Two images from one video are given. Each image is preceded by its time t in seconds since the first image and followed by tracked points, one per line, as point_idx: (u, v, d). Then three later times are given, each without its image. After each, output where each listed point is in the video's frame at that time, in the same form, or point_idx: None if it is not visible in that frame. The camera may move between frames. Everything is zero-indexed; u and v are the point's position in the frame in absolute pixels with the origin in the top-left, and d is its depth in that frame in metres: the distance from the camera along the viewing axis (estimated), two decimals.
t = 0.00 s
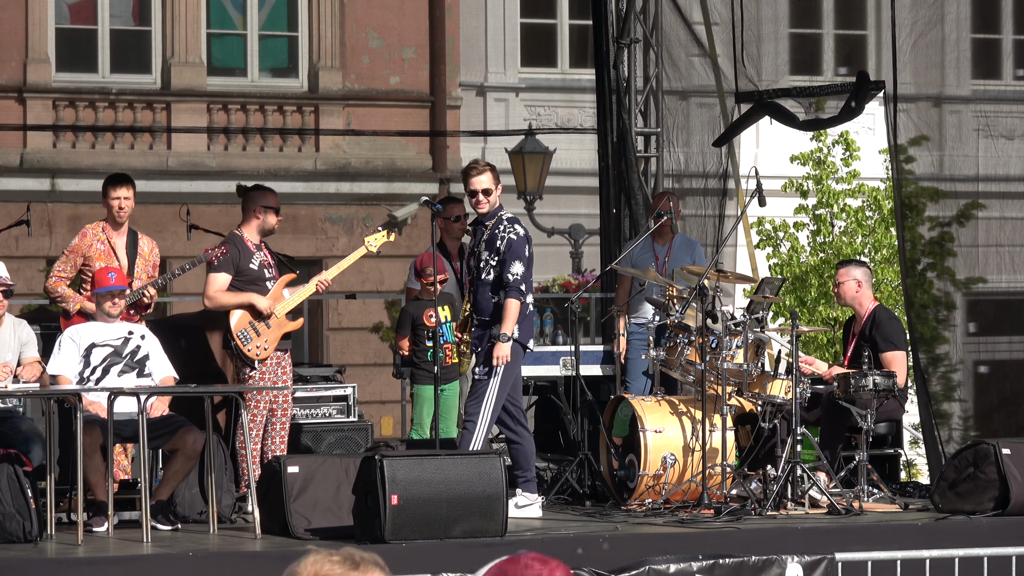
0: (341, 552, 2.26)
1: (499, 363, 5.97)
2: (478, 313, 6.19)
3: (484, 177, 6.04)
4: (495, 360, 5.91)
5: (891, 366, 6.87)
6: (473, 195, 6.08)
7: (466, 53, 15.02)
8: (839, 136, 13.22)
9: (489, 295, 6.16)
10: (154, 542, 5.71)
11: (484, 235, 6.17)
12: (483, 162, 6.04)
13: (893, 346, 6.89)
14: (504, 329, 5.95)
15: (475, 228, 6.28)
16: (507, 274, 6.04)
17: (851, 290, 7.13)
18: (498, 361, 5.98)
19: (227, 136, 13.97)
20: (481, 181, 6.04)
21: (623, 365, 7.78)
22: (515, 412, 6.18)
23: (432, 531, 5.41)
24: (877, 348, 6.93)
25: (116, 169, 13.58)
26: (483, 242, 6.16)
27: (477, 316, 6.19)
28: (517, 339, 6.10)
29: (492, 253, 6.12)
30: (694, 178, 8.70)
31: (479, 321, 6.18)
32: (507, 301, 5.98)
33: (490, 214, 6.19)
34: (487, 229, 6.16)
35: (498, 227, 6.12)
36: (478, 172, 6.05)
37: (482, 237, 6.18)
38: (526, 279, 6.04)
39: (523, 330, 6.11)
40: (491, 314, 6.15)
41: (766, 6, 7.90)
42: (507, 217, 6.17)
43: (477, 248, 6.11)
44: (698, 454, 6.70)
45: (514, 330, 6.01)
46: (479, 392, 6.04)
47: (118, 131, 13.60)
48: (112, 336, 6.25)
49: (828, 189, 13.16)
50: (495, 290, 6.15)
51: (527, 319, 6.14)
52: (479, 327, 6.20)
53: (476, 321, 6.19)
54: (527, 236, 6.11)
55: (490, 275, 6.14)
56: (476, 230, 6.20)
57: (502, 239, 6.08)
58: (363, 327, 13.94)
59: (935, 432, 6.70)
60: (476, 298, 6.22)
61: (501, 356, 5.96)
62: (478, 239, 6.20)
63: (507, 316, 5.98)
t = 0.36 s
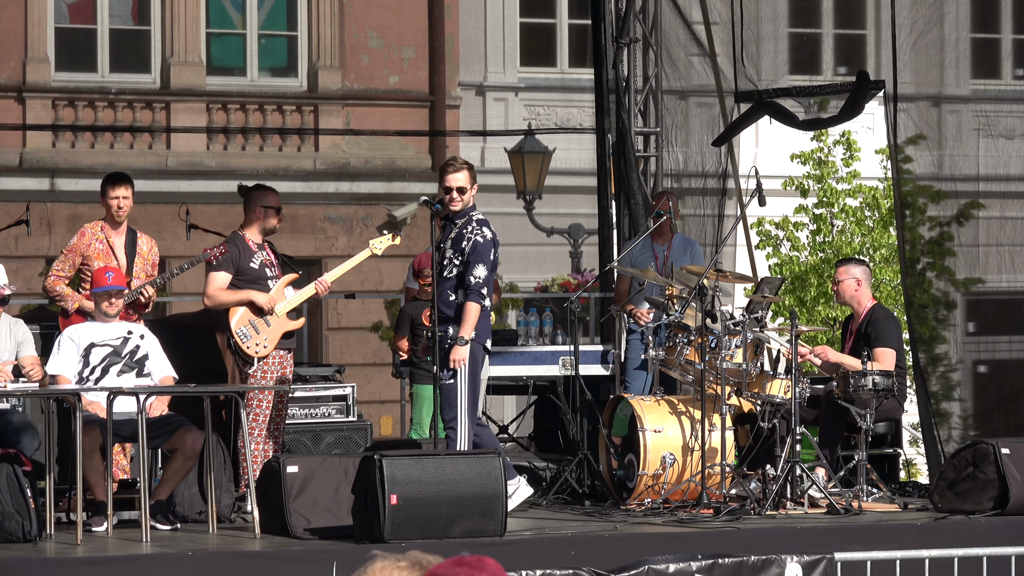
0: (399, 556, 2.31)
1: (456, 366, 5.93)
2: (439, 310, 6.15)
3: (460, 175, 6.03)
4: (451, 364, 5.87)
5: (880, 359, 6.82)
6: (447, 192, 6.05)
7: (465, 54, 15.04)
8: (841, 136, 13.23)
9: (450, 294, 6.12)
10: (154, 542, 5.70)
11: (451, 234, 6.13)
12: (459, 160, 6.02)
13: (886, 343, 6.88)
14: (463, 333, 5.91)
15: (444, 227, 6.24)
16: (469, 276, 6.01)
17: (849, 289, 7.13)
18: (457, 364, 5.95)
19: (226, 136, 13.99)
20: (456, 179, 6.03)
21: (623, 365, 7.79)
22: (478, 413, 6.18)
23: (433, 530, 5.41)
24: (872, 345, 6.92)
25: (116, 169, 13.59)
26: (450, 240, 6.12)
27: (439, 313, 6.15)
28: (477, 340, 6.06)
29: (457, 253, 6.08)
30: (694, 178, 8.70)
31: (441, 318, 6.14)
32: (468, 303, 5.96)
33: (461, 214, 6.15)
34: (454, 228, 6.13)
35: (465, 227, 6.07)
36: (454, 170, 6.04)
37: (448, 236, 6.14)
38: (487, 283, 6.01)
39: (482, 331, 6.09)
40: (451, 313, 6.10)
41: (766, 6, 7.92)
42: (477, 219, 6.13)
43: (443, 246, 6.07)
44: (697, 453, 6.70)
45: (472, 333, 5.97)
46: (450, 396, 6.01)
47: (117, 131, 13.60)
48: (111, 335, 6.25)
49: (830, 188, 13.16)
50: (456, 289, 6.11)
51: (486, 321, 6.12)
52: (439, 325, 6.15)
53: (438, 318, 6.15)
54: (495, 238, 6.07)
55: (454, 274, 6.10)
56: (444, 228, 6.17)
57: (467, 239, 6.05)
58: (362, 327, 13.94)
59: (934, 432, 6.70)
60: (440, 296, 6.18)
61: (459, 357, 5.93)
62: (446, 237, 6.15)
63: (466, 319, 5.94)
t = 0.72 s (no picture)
0: (416, 558, 2.35)
1: (412, 360, 5.98)
2: (412, 312, 6.18)
3: (428, 175, 6.12)
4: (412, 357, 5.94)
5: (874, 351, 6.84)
6: (415, 194, 6.13)
7: (465, 55, 14.78)
8: (844, 136, 13.26)
9: (425, 296, 6.18)
10: (153, 541, 5.71)
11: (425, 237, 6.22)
12: (429, 162, 6.13)
13: (886, 337, 6.90)
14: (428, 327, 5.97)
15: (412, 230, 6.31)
16: (445, 276, 6.10)
17: (849, 287, 7.12)
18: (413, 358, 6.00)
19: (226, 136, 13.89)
20: (425, 179, 6.12)
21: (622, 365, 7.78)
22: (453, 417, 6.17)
23: (432, 530, 5.41)
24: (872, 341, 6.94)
25: (115, 169, 13.58)
26: (423, 242, 6.19)
27: (411, 314, 6.18)
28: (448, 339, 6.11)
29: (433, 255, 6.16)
30: (694, 178, 8.71)
31: (414, 319, 6.18)
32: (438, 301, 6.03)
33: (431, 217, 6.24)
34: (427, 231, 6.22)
35: (441, 229, 6.17)
36: (421, 172, 6.12)
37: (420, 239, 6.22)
38: (461, 284, 6.11)
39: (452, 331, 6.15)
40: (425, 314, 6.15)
41: (767, 7, 7.91)
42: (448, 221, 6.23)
43: (419, 247, 6.15)
44: (696, 454, 6.69)
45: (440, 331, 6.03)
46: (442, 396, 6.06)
47: (117, 131, 13.59)
48: (110, 335, 6.24)
49: (832, 188, 13.18)
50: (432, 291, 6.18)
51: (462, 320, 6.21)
52: (411, 325, 6.19)
53: (410, 319, 6.18)
54: (468, 240, 6.20)
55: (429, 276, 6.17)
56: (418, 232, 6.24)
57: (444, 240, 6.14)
58: (361, 327, 13.96)
59: (933, 433, 6.70)
60: (412, 298, 6.22)
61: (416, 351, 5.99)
62: (417, 239, 6.21)
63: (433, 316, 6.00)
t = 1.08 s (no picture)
0: (399, 554, 2.42)
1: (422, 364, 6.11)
2: (388, 311, 6.11)
3: (391, 173, 6.07)
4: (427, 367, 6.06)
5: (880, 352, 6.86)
6: (379, 191, 6.09)
7: (465, 52, 15.20)
8: (843, 135, 13.25)
9: (403, 294, 6.15)
10: (153, 540, 5.71)
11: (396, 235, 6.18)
12: (391, 158, 6.07)
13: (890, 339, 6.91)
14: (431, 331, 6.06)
15: (374, 229, 6.22)
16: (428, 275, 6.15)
17: (848, 288, 7.11)
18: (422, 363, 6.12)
19: (224, 134, 13.95)
20: (388, 178, 6.07)
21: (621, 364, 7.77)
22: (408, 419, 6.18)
23: (430, 529, 5.40)
24: (877, 343, 6.95)
25: (114, 168, 13.57)
26: (397, 241, 6.15)
27: (387, 314, 6.11)
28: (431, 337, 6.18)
29: (412, 254, 6.17)
30: (694, 177, 8.71)
31: (391, 319, 6.11)
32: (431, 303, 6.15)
33: (395, 216, 6.23)
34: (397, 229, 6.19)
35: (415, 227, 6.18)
36: (384, 169, 6.07)
37: (392, 238, 6.16)
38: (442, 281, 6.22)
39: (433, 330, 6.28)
40: (404, 313, 6.12)
41: (766, 7, 7.90)
42: (409, 218, 6.25)
43: (399, 247, 6.11)
44: (695, 453, 6.70)
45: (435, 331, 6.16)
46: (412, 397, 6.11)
47: (116, 130, 13.57)
48: (109, 334, 6.24)
49: (829, 188, 13.18)
50: (410, 290, 6.16)
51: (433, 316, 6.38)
52: (388, 325, 6.10)
53: (386, 319, 6.10)
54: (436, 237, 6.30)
55: (407, 275, 6.16)
56: (387, 230, 6.18)
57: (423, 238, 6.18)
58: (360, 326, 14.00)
59: (932, 431, 6.73)
60: (386, 298, 6.14)
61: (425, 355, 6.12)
62: (391, 238, 6.16)
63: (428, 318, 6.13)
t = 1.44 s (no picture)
0: (377, 546, 2.30)
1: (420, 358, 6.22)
2: (388, 309, 6.13)
3: (372, 173, 6.01)
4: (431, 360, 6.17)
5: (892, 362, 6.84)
6: (363, 192, 6.03)
7: (464, 48, 15.30)
8: (842, 133, 13.21)
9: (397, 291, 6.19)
10: (151, 537, 5.71)
11: (385, 233, 6.18)
12: (371, 159, 6.00)
13: (896, 344, 6.90)
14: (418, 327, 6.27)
15: (361, 228, 6.14)
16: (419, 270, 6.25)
17: (848, 289, 7.08)
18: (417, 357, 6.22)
19: (224, 132, 13.84)
20: (370, 178, 6.01)
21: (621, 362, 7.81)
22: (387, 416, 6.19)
23: (429, 527, 5.39)
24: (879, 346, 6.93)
25: (113, 166, 13.55)
26: (389, 240, 6.16)
27: (388, 312, 6.12)
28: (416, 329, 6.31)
29: (403, 250, 6.22)
30: (695, 175, 8.70)
31: (390, 317, 6.13)
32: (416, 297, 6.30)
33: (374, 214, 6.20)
34: (385, 227, 6.19)
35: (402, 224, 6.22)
36: (364, 169, 6.01)
37: (383, 237, 6.16)
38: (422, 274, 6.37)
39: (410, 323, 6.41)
40: (400, 310, 6.17)
41: (766, 6, 7.99)
42: (385, 215, 6.22)
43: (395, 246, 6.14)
44: (694, 451, 6.70)
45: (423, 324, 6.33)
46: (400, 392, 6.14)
47: (115, 128, 13.55)
48: (108, 332, 6.24)
49: (827, 186, 13.20)
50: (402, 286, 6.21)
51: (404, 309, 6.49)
52: (387, 323, 6.12)
53: (388, 317, 6.12)
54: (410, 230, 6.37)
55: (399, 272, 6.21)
56: (377, 228, 6.15)
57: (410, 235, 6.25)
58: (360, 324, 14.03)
59: (930, 430, 6.72)
60: (385, 296, 6.15)
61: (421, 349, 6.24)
62: (384, 237, 6.15)
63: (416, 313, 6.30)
